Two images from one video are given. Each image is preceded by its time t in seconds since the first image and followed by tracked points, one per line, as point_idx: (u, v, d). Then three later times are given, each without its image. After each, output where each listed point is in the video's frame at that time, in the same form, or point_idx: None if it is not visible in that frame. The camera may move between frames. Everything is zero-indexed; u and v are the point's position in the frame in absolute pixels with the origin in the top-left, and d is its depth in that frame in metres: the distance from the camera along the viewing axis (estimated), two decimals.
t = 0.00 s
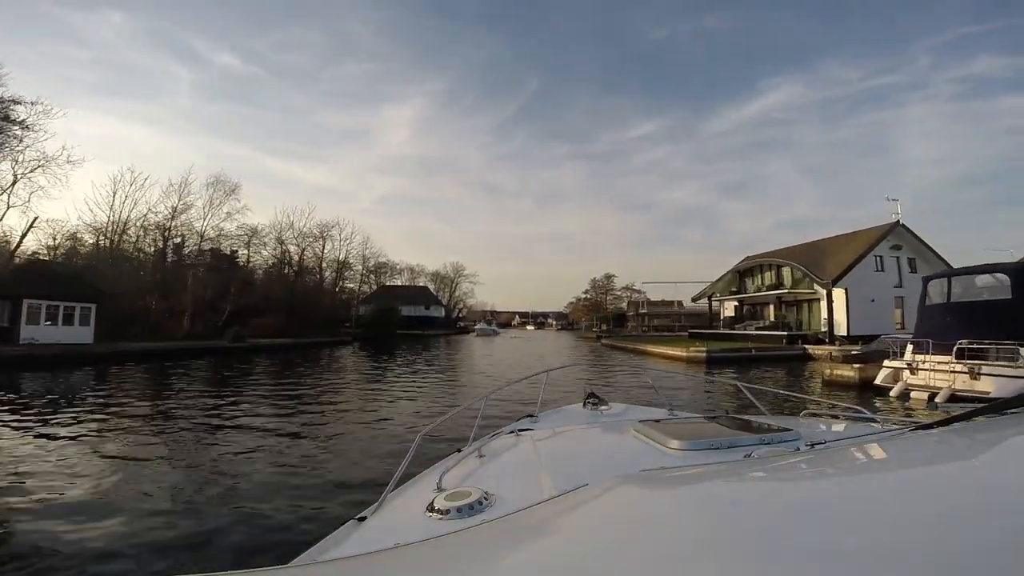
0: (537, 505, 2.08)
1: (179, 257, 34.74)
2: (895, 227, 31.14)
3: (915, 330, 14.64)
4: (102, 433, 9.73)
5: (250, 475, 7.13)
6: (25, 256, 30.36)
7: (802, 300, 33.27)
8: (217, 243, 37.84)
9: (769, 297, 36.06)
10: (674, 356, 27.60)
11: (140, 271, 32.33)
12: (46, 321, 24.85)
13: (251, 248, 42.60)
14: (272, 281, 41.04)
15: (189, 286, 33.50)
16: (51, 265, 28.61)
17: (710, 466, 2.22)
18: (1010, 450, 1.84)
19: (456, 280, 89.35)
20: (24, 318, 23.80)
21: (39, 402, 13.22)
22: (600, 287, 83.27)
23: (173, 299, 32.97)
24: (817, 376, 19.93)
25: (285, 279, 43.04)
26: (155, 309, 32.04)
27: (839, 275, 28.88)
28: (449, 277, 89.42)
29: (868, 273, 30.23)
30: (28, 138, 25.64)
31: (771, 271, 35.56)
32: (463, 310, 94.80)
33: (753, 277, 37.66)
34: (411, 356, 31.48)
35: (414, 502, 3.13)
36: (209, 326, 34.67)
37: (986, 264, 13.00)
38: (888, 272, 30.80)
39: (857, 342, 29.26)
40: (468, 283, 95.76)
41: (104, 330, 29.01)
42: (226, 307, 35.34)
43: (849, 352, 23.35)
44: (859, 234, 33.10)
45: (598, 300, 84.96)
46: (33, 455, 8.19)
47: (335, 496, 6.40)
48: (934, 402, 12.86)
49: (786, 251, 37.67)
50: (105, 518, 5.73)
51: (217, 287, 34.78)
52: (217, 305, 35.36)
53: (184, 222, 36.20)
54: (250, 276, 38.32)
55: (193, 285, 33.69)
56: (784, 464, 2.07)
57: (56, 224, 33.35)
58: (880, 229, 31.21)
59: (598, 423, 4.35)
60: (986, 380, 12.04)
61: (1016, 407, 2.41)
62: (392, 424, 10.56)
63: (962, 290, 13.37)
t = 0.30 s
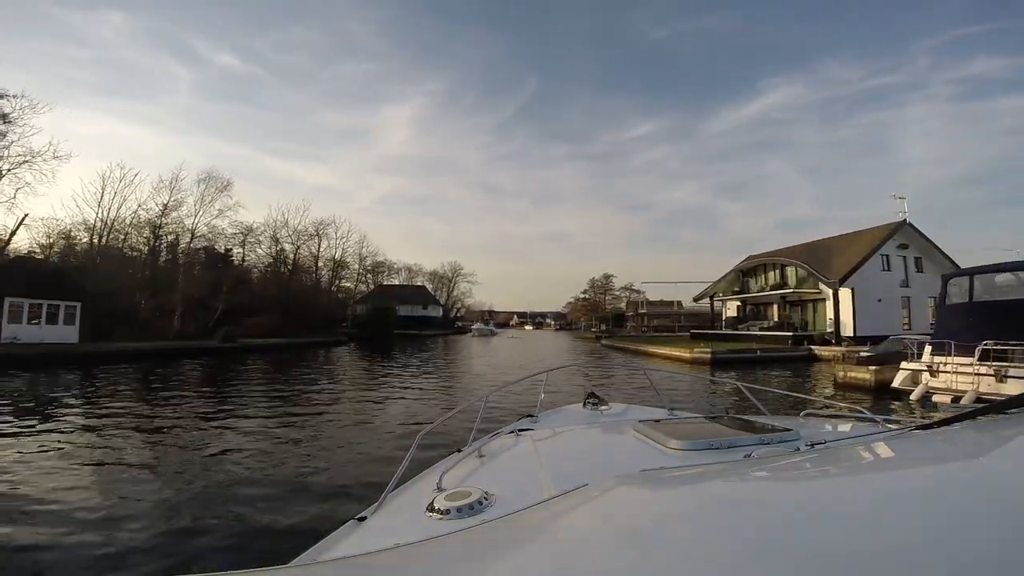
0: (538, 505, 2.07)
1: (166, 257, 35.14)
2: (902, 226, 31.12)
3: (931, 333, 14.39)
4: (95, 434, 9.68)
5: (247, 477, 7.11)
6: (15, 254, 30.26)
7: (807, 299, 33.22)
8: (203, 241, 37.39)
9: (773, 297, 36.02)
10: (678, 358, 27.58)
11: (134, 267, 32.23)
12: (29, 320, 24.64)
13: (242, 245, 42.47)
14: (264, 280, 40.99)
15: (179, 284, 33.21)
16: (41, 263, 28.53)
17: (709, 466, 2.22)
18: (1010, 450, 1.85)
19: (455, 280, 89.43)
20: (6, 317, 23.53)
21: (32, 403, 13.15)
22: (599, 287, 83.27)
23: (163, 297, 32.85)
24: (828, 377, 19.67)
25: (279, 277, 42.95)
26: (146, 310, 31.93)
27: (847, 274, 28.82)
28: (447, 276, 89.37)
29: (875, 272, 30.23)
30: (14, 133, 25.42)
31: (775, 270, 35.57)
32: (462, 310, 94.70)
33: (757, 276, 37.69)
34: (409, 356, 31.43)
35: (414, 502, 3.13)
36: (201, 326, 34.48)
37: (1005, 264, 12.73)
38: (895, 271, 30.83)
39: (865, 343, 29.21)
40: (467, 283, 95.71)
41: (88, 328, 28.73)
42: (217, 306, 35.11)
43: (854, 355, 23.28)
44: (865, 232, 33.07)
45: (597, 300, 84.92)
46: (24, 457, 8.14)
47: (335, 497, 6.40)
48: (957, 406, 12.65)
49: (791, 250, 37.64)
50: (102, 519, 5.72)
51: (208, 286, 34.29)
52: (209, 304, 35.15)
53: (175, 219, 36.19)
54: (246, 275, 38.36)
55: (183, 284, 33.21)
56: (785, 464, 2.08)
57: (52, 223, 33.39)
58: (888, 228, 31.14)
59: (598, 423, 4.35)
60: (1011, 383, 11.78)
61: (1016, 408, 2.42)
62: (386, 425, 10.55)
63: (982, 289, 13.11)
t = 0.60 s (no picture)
0: (537, 505, 2.07)
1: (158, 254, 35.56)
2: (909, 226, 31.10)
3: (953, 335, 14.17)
4: (88, 435, 9.65)
5: (244, 479, 7.11)
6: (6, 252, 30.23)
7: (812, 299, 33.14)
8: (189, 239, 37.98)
9: (777, 296, 35.95)
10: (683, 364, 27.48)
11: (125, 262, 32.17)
12: (12, 319, 23.74)
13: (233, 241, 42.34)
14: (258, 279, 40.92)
15: (170, 282, 33.25)
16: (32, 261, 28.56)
17: (708, 466, 2.22)
18: (1010, 450, 1.85)
19: (453, 279, 89.34)
20: None
21: (24, 403, 13.10)
22: (598, 288, 83.27)
23: (153, 297, 32.65)
24: (837, 379, 19.48)
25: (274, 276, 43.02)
26: (135, 308, 31.74)
27: (854, 274, 28.72)
28: (445, 276, 89.30)
29: (881, 271, 30.17)
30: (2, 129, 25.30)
31: (779, 270, 35.61)
32: (460, 309, 94.64)
33: (760, 276, 37.73)
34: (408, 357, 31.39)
35: (414, 502, 3.12)
36: (192, 326, 33.99)
37: None
38: (902, 271, 30.81)
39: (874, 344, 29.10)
40: (466, 283, 95.66)
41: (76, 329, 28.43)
42: (210, 305, 34.69)
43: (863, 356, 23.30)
44: (872, 232, 33.06)
45: (596, 300, 84.91)
46: (17, 457, 8.13)
47: (333, 498, 6.41)
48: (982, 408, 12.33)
49: (796, 249, 37.64)
50: (97, 521, 5.71)
51: (201, 285, 34.24)
52: (202, 303, 34.74)
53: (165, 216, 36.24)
54: (241, 273, 38.13)
55: (174, 282, 33.10)
56: (786, 464, 2.08)
57: (49, 220, 33.26)
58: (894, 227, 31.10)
59: (598, 423, 4.35)
60: None
61: (1015, 409, 2.43)
62: (383, 426, 10.53)
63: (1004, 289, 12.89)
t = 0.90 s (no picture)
0: (536, 506, 2.06)
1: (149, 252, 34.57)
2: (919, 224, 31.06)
3: (980, 335, 14.10)
4: (84, 436, 9.64)
5: (241, 481, 7.09)
6: None
7: (818, 299, 32.98)
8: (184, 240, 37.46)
9: (781, 297, 35.89)
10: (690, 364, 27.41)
11: (118, 260, 31.98)
12: None
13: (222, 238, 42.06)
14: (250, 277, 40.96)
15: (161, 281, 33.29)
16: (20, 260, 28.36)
17: (708, 466, 2.22)
18: (1008, 452, 1.85)
19: (451, 279, 89.03)
20: None
21: (18, 404, 13.04)
22: (598, 287, 83.11)
23: (144, 297, 32.56)
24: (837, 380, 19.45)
25: (270, 275, 42.84)
26: (124, 312, 31.41)
27: (864, 272, 28.60)
28: (444, 275, 89.13)
29: (890, 271, 30.08)
30: None
31: (785, 269, 35.57)
32: (459, 309, 94.48)
33: (765, 275, 37.70)
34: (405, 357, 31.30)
35: (414, 502, 3.11)
36: (183, 325, 34.67)
37: None
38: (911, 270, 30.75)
39: (884, 344, 28.98)
40: (465, 282, 95.54)
41: (59, 330, 27.84)
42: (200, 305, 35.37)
43: (873, 358, 23.45)
44: (880, 231, 33.02)
45: (595, 300, 84.75)
46: (9, 460, 8.06)
47: (331, 499, 6.41)
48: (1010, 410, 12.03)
49: (802, 249, 37.60)
50: (92, 522, 5.70)
51: (194, 282, 34.83)
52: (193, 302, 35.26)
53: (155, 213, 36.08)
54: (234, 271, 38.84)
55: (166, 281, 33.39)
56: (785, 464, 2.08)
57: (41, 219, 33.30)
58: (903, 225, 31.06)
59: (598, 423, 4.34)
60: None
61: (1011, 411, 2.45)
62: (381, 428, 10.51)
63: None
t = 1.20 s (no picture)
0: (536, 505, 2.05)
1: (144, 250, 34.75)
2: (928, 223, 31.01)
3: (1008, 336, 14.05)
4: (83, 436, 9.66)
5: (239, 484, 7.07)
6: None
7: (825, 298, 32.81)
8: (176, 238, 37.44)
9: (788, 297, 35.82)
10: (696, 364, 27.39)
11: (112, 258, 32.00)
12: None
13: (217, 237, 42.05)
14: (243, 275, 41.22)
15: (152, 283, 33.30)
16: (12, 258, 28.37)
17: (708, 466, 2.21)
18: (1009, 453, 1.84)
19: (450, 279, 89.01)
20: None
21: (17, 405, 13.07)
22: (598, 287, 83.04)
23: (135, 297, 32.56)
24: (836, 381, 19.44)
25: (266, 275, 42.85)
26: (114, 312, 31.32)
27: (874, 271, 28.50)
28: (443, 275, 89.09)
29: (899, 270, 29.99)
30: None
31: (791, 268, 35.50)
32: (458, 308, 94.46)
33: (770, 275, 37.64)
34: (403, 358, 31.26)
35: (414, 502, 3.10)
36: (175, 324, 35.15)
37: None
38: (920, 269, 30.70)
39: (896, 344, 28.78)
40: (464, 281, 95.47)
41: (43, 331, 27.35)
42: (192, 305, 35.88)
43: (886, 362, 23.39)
44: (888, 229, 32.95)
45: (595, 300, 84.69)
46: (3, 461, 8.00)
47: (330, 501, 6.41)
48: None
49: (808, 248, 37.51)
50: (90, 524, 5.71)
51: (186, 280, 35.33)
52: (184, 302, 35.75)
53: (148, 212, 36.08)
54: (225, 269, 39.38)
55: (158, 281, 33.42)
56: (788, 464, 2.07)
57: (36, 216, 33.11)
58: (912, 224, 31.01)
59: (598, 423, 4.33)
60: None
61: (1012, 411, 2.45)
62: (379, 429, 10.52)
63: None
